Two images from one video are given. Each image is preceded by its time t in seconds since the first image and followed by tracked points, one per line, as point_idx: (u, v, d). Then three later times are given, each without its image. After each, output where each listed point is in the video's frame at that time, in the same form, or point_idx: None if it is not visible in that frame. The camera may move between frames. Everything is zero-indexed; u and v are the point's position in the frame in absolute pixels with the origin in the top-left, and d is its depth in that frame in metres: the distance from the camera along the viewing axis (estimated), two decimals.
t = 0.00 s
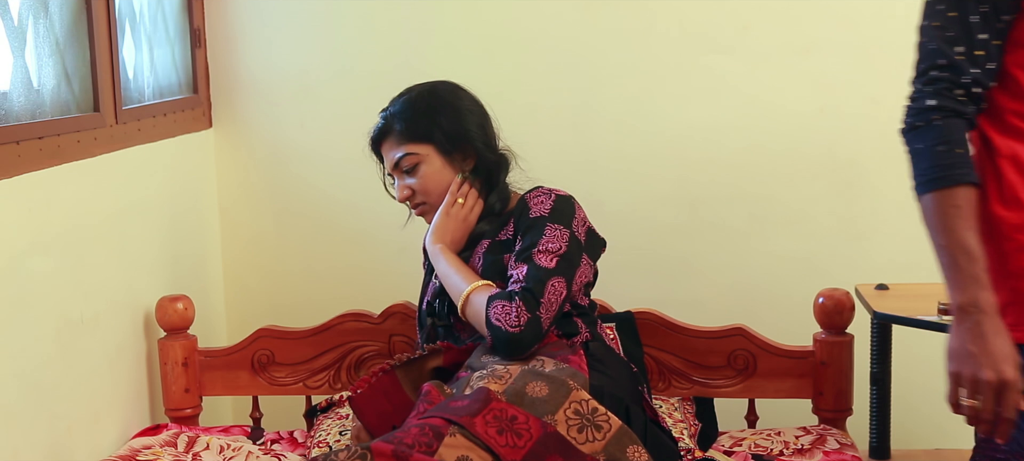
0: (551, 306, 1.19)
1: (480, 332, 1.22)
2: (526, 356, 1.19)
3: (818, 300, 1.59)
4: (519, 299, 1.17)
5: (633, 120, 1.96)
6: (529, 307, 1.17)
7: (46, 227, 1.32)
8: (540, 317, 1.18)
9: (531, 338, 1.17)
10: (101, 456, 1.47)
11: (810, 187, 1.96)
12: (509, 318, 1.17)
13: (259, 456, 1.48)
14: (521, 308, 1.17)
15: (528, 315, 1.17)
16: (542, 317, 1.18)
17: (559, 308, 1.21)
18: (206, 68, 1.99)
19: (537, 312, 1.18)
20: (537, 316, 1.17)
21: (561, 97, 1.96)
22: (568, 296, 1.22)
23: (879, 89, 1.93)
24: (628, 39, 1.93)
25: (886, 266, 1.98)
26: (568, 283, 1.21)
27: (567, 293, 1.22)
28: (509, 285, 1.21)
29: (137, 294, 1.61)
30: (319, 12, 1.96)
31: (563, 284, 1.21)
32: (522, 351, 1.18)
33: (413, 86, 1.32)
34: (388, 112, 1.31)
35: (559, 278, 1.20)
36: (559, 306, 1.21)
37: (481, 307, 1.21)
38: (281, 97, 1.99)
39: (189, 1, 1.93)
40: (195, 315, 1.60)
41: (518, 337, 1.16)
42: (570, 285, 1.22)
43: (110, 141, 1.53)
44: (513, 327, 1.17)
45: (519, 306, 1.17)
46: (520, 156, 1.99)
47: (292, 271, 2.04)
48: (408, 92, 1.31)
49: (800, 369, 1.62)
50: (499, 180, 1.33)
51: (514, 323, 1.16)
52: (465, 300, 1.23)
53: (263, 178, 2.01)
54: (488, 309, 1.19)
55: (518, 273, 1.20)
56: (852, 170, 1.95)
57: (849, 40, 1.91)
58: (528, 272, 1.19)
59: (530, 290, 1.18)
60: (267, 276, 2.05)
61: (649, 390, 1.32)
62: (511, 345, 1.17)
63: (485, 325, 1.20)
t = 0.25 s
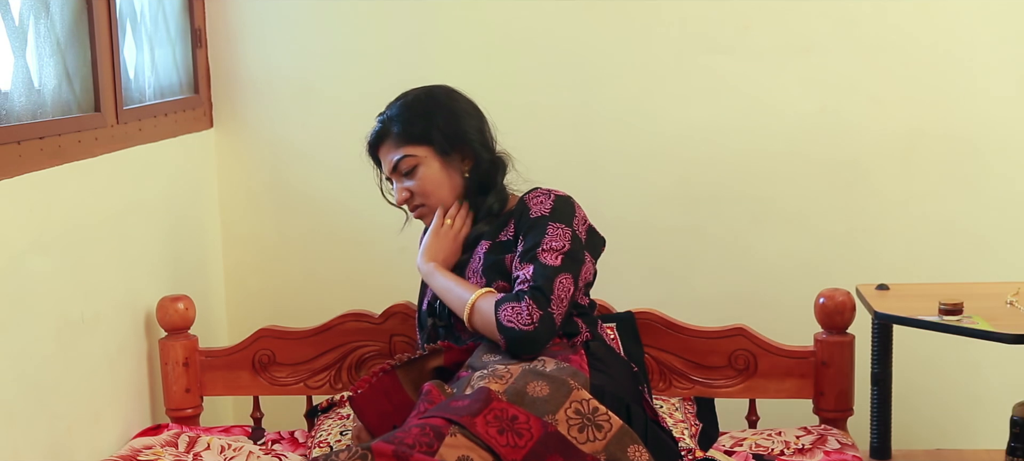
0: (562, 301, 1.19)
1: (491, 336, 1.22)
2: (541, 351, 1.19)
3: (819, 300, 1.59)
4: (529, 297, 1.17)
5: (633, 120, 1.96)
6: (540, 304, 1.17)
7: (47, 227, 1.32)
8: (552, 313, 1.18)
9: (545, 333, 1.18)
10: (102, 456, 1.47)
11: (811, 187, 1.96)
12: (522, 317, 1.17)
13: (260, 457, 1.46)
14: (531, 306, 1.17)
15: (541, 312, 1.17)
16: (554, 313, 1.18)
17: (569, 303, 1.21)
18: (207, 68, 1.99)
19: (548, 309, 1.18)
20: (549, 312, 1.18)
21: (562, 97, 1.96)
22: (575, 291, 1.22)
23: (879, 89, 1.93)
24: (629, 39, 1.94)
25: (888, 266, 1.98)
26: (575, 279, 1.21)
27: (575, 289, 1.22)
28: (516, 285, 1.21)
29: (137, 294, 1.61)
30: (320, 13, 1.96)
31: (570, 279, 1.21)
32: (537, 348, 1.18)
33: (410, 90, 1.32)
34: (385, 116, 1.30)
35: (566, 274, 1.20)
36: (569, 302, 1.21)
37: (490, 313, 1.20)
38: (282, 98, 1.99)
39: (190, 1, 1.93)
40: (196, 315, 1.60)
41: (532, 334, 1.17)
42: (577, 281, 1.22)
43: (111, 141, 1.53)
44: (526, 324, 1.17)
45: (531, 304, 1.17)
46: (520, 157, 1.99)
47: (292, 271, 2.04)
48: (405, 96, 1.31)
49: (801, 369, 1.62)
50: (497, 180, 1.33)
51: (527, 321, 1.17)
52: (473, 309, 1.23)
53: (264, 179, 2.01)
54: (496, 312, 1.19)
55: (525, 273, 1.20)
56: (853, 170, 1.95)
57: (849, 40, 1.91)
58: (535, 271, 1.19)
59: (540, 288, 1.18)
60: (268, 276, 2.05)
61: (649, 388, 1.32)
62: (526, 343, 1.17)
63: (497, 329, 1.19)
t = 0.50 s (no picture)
0: (573, 298, 1.20)
1: (503, 342, 1.21)
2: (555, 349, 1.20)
3: (820, 300, 1.59)
4: (539, 297, 1.18)
5: (634, 121, 1.96)
6: (551, 302, 1.18)
7: (48, 226, 1.32)
8: (564, 309, 1.19)
9: (561, 329, 1.18)
10: (102, 456, 1.47)
11: (812, 187, 1.96)
12: (534, 318, 1.17)
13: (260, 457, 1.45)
14: (542, 305, 1.17)
15: (553, 309, 1.18)
16: (566, 309, 1.19)
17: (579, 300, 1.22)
18: (208, 68, 1.99)
19: (560, 306, 1.19)
20: (561, 309, 1.19)
21: (563, 98, 1.96)
22: (584, 288, 1.23)
23: (880, 90, 1.93)
24: (630, 39, 1.94)
25: (889, 266, 1.98)
26: (583, 276, 1.22)
27: (584, 286, 1.23)
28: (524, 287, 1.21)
29: (138, 294, 1.61)
30: (321, 13, 1.96)
31: (579, 277, 1.22)
32: (552, 345, 1.19)
33: (413, 93, 1.32)
34: (387, 119, 1.30)
35: (574, 272, 1.21)
36: (579, 299, 1.22)
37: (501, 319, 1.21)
38: (283, 98, 1.99)
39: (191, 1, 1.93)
40: (197, 315, 1.60)
41: (546, 332, 1.17)
42: (585, 278, 1.23)
43: (111, 141, 1.53)
44: (540, 324, 1.17)
45: (543, 304, 1.18)
46: (521, 157, 1.99)
47: (293, 271, 2.04)
48: (408, 98, 1.30)
49: (803, 369, 1.62)
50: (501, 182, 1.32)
51: (540, 319, 1.17)
52: (482, 314, 1.23)
53: (265, 179, 2.01)
54: (506, 319, 1.19)
55: (533, 273, 1.21)
56: (854, 170, 1.95)
57: (850, 41, 1.91)
58: (544, 271, 1.20)
59: (549, 288, 1.18)
60: (269, 276, 2.05)
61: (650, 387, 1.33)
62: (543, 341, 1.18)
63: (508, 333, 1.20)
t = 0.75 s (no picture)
0: (583, 307, 1.20)
1: (513, 354, 1.19)
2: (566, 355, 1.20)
3: (822, 300, 1.59)
4: (551, 307, 1.17)
5: (635, 121, 1.96)
6: (564, 313, 1.17)
7: (50, 226, 1.32)
8: (575, 319, 1.19)
9: (574, 338, 1.18)
10: (103, 456, 1.46)
11: (814, 187, 1.96)
12: (547, 329, 1.16)
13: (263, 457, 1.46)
14: (554, 316, 1.16)
15: (565, 320, 1.17)
16: (577, 318, 1.19)
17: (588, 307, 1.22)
18: (210, 68, 1.99)
19: (572, 315, 1.18)
20: (573, 319, 1.18)
21: (565, 97, 1.96)
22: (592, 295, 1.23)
23: (882, 90, 1.92)
24: (632, 39, 1.93)
25: (891, 266, 1.98)
26: (592, 283, 1.22)
27: (592, 292, 1.23)
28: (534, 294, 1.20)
29: (140, 294, 1.60)
30: (323, 14, 1.96)
31: (588, 284, 1.21)
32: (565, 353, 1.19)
33: (418, 94, 1.32)
34: (393, 119, 1.30)
35: (584, 279, 1.21)
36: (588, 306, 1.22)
37: (510, 329, 1.18)
38: (285, 98, 1.99)
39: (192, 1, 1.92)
40: (198, 315, 1.60)
41: (559, 342, 1.17)
42: (593, 284, 1.23)
43: (113, 140, 1.53)
44: (552, 333, 1.17)
45: (555, 315, 1.17)
46: (522, 157, 1.99)
47: (294, 271, 2.04)
48: (413, 100, 1.30)
49: (805, 369, 1.62)
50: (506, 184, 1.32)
51: (553, 330, 1.16)
52: (489, 333, 1.20)
53: (266, 179, 2.01)
54: (516, 332, 1.17)
55: (543, 279, 1.20)
56: (856, 171, 1.95)
57: (852, 41, 1.91)
58: (554, 277, 1.19)
59: (560, 298, 1.17)
60: (270, 276, 2.05)
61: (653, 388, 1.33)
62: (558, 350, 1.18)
63: (519, 346, 1.18)
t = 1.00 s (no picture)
0: (578, 310, 1.21)
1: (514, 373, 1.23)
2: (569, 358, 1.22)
3: (825, 300, 1.58)
4: (543, 318, 1.19)
5: (638, 121, 1.95)
6: (556, 320, 1.19)
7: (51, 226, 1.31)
8: (570, 323, 1.20)
9: (570, 344, 1.20)
10: (105, 457, 1.46)
11: (817, 187, 1.96)
12: (542, 341, 1.19)
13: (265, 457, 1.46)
14: (548, 325, 1.19)
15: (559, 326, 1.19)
16: (572, 322, 1.21)
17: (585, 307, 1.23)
18: (211, 68, 1.98)
19: (565, 321, 1.20)
20: (567, 324, 1.20)
21: (567, 97, 1.96)
22: (588, 293, 1.24)
23: (885, 90, 1.92)
24: (634, 39, 1.93)
25: (894, 267, 1.97)
26: (587, 281, 1.23)
27: (588, 291, 1.23)
28: (525, 303, 1.22)
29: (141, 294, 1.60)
30: (325, 13, 1.96)
31: (582, 283, 1.22)
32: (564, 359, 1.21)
33: (420, 93, 1.31)
34: (395, 117, 1.30)
35: (578, 278, 1.22)
36: (584, 306, 1.22)
37: (507, 351, 1.21)
38: (286, 98, 1.98)
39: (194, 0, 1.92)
40: (200, 315, 1.59)
41: (557, 350, 1.20)
42: (589, 281, 1.23)
43: (114, 140, 1.52)
44: (548, 344, 1.19)
45: (548, 325, 1.19)
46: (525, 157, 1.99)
47: (296, 271, 2.04)
48: (415, 99, 1.29)
49: (808, 369, 1.61)
50: (506, 184, 1.31)
51: (548, 341, 1.19)
52: (489, 368, 1.22)
53: (268, 179, 2.01)
54: (514, 354, 1.21)
55: (534, 281, 1.21)
56: (859, 170, 1.94)
57: (855, 40, 1.91)
58: (546, 281, 1.20)
59: (554, 303, 1.19)
60: (272, 276, 2.04)
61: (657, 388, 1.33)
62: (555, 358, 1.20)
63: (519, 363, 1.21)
